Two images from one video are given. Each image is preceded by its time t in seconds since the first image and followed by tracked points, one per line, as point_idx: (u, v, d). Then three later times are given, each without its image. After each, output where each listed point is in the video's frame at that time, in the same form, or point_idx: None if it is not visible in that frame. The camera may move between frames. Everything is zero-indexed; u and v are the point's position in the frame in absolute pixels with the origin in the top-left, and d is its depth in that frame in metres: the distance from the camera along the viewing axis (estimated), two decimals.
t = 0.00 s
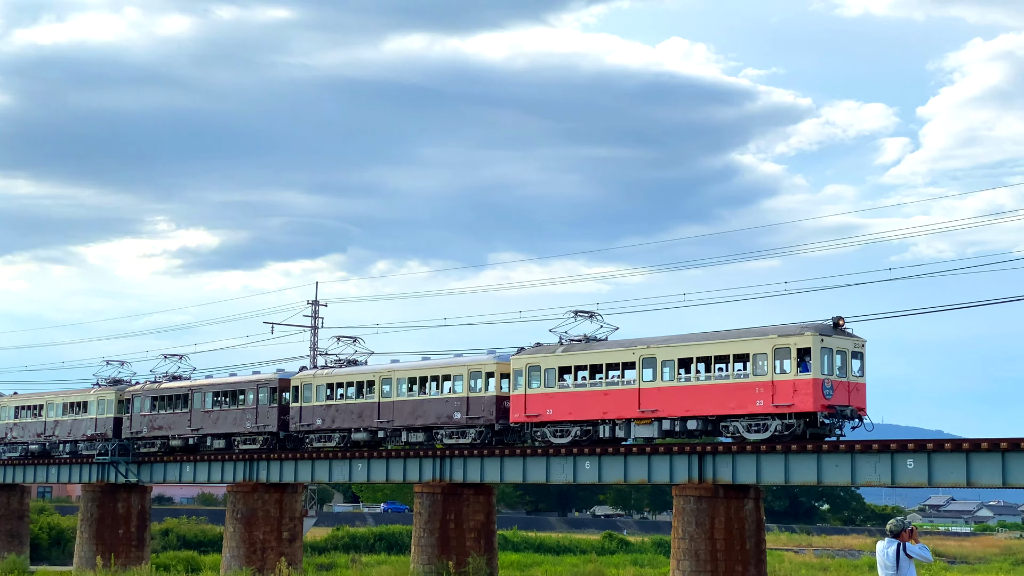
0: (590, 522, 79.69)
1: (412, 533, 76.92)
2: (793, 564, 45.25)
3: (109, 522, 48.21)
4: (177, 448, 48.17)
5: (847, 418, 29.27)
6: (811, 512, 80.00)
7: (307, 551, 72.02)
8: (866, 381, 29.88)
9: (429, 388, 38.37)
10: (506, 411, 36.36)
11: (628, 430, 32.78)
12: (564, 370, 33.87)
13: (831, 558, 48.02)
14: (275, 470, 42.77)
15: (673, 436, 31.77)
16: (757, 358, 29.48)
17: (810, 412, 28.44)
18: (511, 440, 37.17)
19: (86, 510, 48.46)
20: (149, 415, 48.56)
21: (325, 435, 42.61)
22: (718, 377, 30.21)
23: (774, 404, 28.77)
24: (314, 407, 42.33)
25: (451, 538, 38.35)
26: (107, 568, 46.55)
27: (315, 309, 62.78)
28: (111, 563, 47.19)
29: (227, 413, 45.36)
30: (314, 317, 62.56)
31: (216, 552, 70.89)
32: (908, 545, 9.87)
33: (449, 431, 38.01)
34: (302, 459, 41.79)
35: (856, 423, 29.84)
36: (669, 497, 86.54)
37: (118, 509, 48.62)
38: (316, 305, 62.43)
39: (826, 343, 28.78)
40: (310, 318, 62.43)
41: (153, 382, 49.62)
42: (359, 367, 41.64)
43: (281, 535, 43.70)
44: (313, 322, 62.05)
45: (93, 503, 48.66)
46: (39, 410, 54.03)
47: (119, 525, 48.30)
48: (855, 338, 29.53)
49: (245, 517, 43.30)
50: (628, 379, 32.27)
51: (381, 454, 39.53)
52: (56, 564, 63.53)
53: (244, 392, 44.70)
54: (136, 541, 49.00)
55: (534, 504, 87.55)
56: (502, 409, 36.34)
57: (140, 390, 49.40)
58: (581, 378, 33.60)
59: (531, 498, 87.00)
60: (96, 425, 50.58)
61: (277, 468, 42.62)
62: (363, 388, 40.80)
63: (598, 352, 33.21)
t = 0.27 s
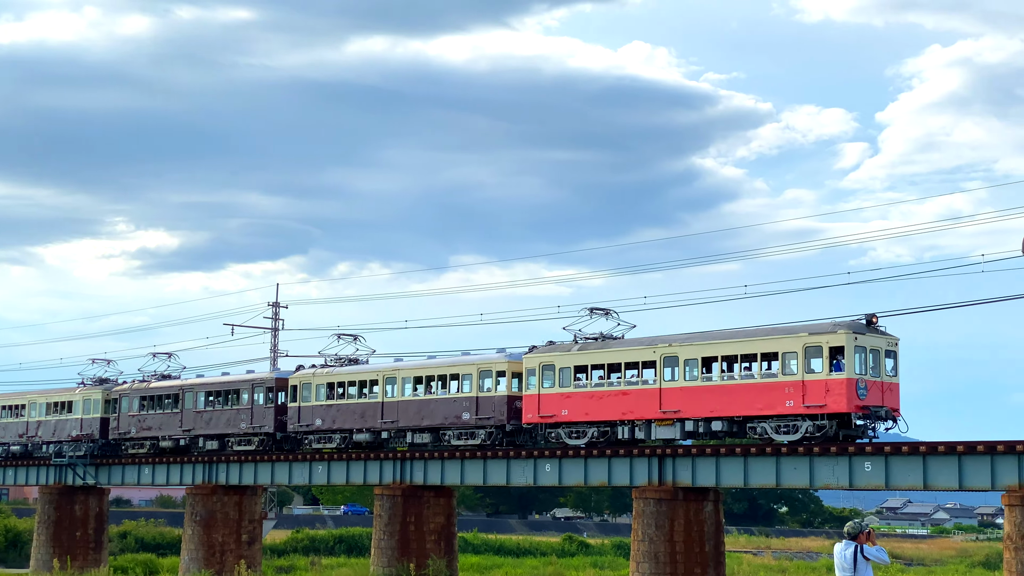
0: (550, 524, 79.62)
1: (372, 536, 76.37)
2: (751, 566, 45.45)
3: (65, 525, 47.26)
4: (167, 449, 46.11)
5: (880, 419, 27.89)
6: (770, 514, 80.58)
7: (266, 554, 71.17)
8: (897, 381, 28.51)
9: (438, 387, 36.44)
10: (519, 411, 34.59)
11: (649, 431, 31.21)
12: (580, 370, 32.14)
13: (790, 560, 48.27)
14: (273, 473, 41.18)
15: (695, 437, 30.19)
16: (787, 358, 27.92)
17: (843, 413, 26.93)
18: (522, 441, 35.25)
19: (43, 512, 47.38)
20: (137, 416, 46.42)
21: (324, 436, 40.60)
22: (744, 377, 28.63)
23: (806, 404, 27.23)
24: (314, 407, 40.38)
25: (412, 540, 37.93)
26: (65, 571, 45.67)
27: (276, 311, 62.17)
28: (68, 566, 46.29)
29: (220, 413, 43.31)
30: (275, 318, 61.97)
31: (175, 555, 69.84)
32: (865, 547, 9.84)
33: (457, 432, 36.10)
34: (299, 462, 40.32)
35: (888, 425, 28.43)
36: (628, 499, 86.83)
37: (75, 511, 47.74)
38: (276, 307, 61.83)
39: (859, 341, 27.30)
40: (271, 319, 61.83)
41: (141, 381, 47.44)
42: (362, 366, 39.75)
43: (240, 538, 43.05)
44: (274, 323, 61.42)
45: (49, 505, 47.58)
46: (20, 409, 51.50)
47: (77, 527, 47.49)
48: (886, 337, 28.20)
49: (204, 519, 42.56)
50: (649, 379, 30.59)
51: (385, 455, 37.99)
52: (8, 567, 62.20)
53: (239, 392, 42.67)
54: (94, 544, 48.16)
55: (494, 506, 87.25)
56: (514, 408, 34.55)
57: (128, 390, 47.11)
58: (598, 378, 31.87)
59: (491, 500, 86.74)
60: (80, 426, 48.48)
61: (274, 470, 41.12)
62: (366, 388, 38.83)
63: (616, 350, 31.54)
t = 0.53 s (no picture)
0: (501, 527, 79.40)
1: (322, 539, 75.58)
2: (701, 568, 45.62)
3: (11, 528, 46.13)
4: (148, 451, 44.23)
5: (912, 422, 26.19)
6: (719, 517, 81.02)
7: (214, 557, 70.11)
8: (927, 381, 26.99)
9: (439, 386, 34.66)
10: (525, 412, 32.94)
11: (664, 433, 29.48)
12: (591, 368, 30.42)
13: (739, 563, 48.47)
14: (261, 476, 39.56)
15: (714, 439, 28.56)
16: (811, 358, 26.43)
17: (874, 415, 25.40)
18: (528, 443, 33.77)
19: None
20: (117, 416, 44.49)
21: (317, 437, 38.70)
22: (766, 377, 27.16)
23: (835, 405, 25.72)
24: (305, 408, 38.42)
25: (362, 543, 37.63)
26: None
27: (226, 312, 61.25)
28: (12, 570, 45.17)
29: (206, 414, 41.49)
30: (224, 320, 61.20)
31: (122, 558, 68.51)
32: (812, 549, 9.74)
33: (457, 434, 34.33)
34: (287, 462, 38.89)
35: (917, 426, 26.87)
36: (579, 502, 87.01)
37: (21, 514, 46.67)
38: (225, 309, 61.04)
39: (889, 340, 25.77)
40: (221, 322, 61.01)
41: (121, 380, 45.53)
42: (354, 365, 37.82)
43: (188, 541, 42.24)
44: (224, 326, 60.57)
45: None
46: None
47: (23, 531, 46.37)
48: (917, 336, 26.68)
49: (151, 522, 41.90)
50: (664, 378, 29.03)
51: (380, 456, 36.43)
52: None
53: (226, 392, 40.90)
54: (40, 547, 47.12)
55: (445, 509, 86.75)
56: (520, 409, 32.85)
57: (106, 389, 45.18)
58: (609, 378, 30.23)
59: (442, 503, 86.30)
60: (56, 427, 46.35)
61: (262, 472, 39.54)
62: (360, 387, 36.86)
63: (629, 349, 29.89)
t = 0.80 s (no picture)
0: (438, 531, 78.96)
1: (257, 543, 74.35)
2: (638, 571, 45.69)
3: None
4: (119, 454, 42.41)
5: (931, 424, 25.52)
6: (656, 520, 81.44)
7: (147, 562, 68.52)
8: (947, 382, 26.29)
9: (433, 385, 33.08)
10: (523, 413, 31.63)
11: (670, 435, 28.37)
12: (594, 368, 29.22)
13: (676, 565, 48.65)
14: (237, 478, 37.77)
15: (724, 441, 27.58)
16: (829, 357, 25.58)
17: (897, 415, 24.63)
18: (524, 445, 32.61)
19: None
20: (85, 417, 42.65)
21: (299, 439, 37.00)
22: (781, 377, 26.22)
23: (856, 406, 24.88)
24: (286, 408, 36.81)
25: (298, 547, 36.92)
26: None
27: (161, 314, 59.95)
28: None
29: (180, 415, 39.60)
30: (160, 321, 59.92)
31: (51, 563, 66.60)
32: (748, 551, 9.60)
33: (450, 436, 32.85)
34: (262, 465, 37.16)
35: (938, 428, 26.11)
36: (517, 506, 86.94)
37: None
38: (162, 311, 59.79)
39: (911, 339, 25.08)
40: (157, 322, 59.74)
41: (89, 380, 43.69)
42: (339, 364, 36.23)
43: (121, 545, 41.52)
44: (160, 327, 59.31)
45: None
46: None
47: None
48: (936, 337, 26.06)
49: (84, 526, 40.91)
50: (672, 378, 28.00)
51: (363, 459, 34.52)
52: None
53: (201, 392, 39.10)
54: None
55: (382, 513, 85.90)
56: (518, 410, 31.52)
57: (73, 389, 43.36)
58: (612, 378, 29.04)
59: (379, 507, 85.46)
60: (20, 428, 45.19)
61: (238, 475, 37.83)
62: (346, 387, 35.26)
63: (635, 348, 28.71)
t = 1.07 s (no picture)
0: (363, 533, 78.12)
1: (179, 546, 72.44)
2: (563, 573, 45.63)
3: None
4: (77, 455, 40.61)
5: (945, 425, 24.29)
6: (581, 522, 81.54)
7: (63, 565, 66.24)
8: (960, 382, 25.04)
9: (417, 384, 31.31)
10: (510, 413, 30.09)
11: (668, 436, 27.02)
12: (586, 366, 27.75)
13: (602, 568, 48.69)
14: (201, 480, 36.00)
15: (726, 442, 26.29)
16: (838, 356, 24.31)
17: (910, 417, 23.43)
18: (511, 446, 31.12)
19: None
20: (42, 416, 40.86)
21: (271, 440, 35.17)
22: (788, 376, 24.96)
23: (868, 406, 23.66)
24: (258, 407, 34.93)
25: (221, 550, 35.78)
26: None
27: (82, 314, 58.14)
28: None
29: (144, 414, 37.74)
30: (81, 322, 58.14)
31: None
32: (672, 553, 9.39)
33: (433, 436, 31.29)
34: (230, 466, 35.44)
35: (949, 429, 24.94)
36: (443, 508, 86.42)
37: None
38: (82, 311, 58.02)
39: (925, 338, 23.83)
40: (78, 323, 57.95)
41: (47, 378, 41.85)
42: (314, 362, 34.41)
43: (39, 549, 40.12)
44: (81, 327, 57.55)
45: None
46: None
47: None
48: (948, 334, 24.78)
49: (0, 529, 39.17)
50: (671, 377, 26.59)
51: (334, 460, 32.55)
52: None
53: (167, 390, 37.30)
54: None
55: (307, 515, 84.47)
56: (505, 409, 29.91)
57: (29, 388, 41.53)
58: (606, 377, 27.58)
59: (303, 509, 83.95)
60: None
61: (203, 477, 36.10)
62: (322, 385, 33.46)
63: (630, 346, 27.30)
